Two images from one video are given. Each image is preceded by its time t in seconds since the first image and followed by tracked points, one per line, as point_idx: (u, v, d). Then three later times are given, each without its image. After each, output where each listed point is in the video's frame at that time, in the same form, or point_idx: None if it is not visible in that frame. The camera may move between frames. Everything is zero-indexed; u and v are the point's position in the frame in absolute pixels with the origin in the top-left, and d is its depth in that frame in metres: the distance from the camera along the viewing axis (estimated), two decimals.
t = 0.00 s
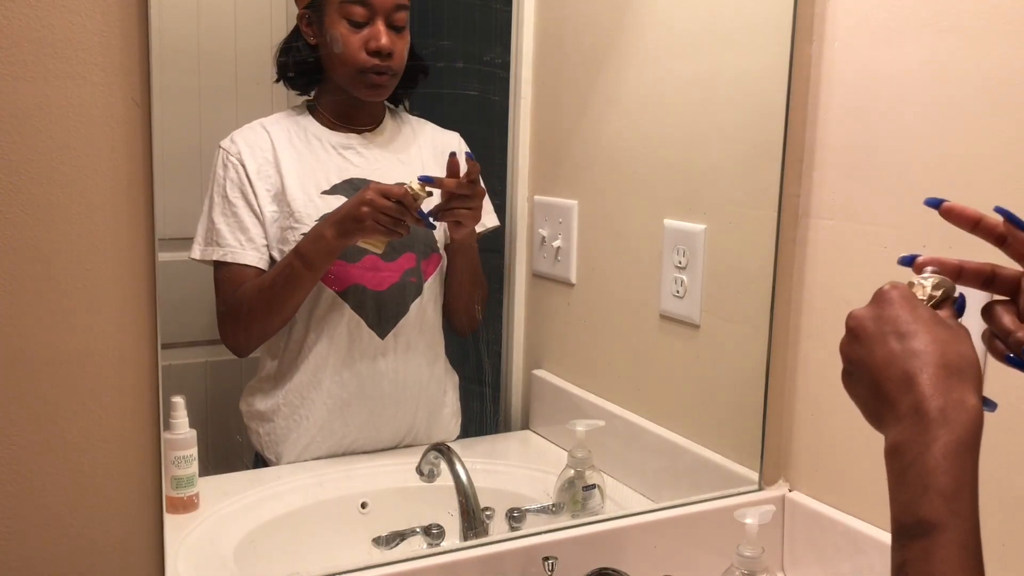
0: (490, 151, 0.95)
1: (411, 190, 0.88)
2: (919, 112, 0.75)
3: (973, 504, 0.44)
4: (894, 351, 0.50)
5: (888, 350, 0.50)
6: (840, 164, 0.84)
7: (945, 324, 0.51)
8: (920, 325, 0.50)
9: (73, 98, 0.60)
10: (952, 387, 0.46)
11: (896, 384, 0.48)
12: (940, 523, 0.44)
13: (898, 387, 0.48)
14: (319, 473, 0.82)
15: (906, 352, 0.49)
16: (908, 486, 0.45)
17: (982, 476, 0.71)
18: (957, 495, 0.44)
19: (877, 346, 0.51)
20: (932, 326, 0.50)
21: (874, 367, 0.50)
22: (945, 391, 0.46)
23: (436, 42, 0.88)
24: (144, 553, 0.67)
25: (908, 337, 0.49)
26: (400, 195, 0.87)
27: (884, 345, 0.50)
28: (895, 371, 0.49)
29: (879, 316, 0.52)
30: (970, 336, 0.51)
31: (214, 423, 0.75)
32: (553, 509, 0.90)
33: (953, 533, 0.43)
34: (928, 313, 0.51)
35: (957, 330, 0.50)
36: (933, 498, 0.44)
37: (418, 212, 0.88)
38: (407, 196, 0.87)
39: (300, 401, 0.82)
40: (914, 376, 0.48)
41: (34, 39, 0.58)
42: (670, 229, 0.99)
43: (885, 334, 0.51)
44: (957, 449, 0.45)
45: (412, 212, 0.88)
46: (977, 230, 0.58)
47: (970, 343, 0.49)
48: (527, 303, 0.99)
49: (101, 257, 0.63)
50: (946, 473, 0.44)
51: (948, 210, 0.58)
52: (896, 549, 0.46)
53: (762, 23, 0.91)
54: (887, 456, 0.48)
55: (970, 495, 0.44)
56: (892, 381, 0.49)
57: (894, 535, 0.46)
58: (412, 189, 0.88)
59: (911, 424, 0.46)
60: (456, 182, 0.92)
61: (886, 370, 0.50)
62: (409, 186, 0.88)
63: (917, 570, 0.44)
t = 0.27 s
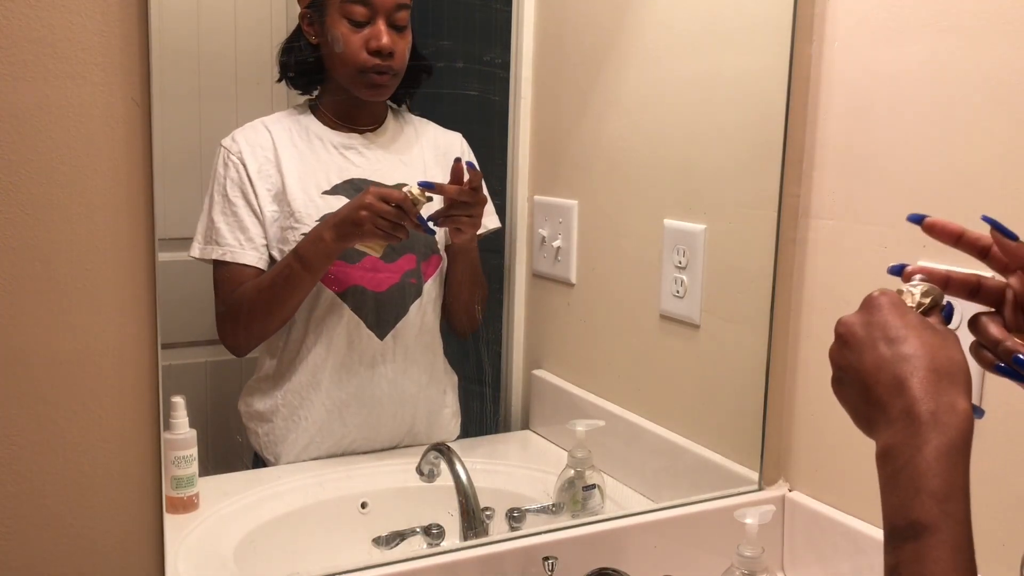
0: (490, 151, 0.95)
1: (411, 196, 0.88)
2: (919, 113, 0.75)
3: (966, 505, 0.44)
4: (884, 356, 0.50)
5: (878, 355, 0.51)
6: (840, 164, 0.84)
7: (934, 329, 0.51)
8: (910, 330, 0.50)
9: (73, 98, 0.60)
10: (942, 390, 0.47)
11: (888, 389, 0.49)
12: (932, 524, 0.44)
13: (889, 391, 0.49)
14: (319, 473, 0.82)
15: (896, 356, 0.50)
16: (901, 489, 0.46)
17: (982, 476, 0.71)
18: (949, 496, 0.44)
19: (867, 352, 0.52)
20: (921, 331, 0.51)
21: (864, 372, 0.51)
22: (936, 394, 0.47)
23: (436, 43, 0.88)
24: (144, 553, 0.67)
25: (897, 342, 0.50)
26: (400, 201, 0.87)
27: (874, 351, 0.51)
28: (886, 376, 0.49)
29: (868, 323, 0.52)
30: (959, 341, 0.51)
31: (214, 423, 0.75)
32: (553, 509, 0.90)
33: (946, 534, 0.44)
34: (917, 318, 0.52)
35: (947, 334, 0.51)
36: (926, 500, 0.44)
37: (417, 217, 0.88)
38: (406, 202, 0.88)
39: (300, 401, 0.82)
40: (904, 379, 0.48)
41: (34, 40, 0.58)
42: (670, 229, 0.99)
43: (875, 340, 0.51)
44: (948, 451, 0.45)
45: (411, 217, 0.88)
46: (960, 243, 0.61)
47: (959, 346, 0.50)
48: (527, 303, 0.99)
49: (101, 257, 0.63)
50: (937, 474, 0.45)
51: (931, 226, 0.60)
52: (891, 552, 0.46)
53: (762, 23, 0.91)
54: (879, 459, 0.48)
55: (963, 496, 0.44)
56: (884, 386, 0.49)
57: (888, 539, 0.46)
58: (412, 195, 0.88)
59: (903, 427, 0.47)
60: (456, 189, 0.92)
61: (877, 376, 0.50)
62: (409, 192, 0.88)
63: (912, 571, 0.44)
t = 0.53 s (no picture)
0: (490, 151, 0.95)
1: (415, 215, 0.88)
2: (920, 112, 0.75)
3: (959, 513, 0.44)
4: (869, 373, 0.51)
5: (863, 373, 0.51)
6: (840, 164, 0.84)
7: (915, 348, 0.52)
8: (892, 349, 0.51)
9: (73, 98, 0.60)
10: (930, 400, 0.47)
11: (877, 404, 0.49)
12: (927, 533, 0.43)
13: (876, 407, 0.49)
14: (319, 473, 0.83)
15: (882, 372, 0.50)
16: (892, 500, 0.45)
17: (982, 476, 0.71)
18: (942, 505, 0.44)
19: (852, 371, 0.52)
20: (903, 349, 0.51)
21: (850, 391, 0.51)
22: (923, 405, 0.47)
23: (436, 44, 0.88)
24: (143, 553, 0.67)
25: (881, 359, 0.51)
26: (400, 218, 0.86)
27: (859, 369, 0.51)
28: (872, 393, 0.50)
29: (852, 345, 0.53)
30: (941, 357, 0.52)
31: (215, 423, 0.75)
32: (553, 509, 0.89)
33: (941, 543, 0.43)
34: (897, 339, 0.52)
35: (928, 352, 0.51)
36: (918, 508, 0.44)
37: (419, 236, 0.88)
38: (409, 222, 0.87)
39: (300, 402, 0.82)
40: (892, 394, 0.48)
41: (33, 39, 0.58)
42: (670, 229, 0.99)
43: (859, 360, 0.52)
44: (940, 460, 0.44)
45: (411, 235, 0.88)
46: (946, 261, 0.59)
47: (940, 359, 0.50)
48: (527, 303, 0.99)
49: (101, 257, 0.63)
50: (929, 482, 0.44)
51: (916, 245, 0.59)
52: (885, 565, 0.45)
53: (761, 23, 0.91)
54: (870, 474, 0.48)
55: (957, 504, 0.44)
56: (873, 402, 0.49)
57: (882, 555, 0.46)
58: (416, 215, 0.88)
59: (892, 440, 0.47)
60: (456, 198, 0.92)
61: (865, 394, 0.50)
62: (412, 211, 0.87)
63: None
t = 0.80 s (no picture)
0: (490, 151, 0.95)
1: (421, 270, 0.89)
2: (919, 112, 0.75)
3: None
4: (868, 476, 0.52)
5: (862, 477, 0.53)
6: (840, 164, 0.84)
7: (907, 444, 0.54)
8: (886, 450, 0.53)
9: (73, 98, 0.60)
10: (923, 493, 0.49)
11: (879, 505, 0.50)
12: None
13: (879, 506, 0.50)
14: (320, 473, 0.83)
15: (878, 473, 0.52)
16: None
17: (982, 476, 0.71)
18: None
19: (851, 478, 0.53)
20: (897, 450, 0.53)
21: (853, 497, 0.53)
22: (920, 496, 0.49)
23: (437, 44, 0.89)
24: (143, 553, 0.67)
25: (876, 461, 0.52)
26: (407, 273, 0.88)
27: (858, 475, 0.53)
28: (874, 493, 0.51)
29: (846, 451, 0.55)
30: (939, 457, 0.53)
31: (215, 423, 0.75)
32: (553, 509, 0.89)
33: None
34: (888, 439, 0.54)
35: (920, 448, 0.53)
36: None
37: (423, 289, 0.89)
38: (415, 275, 0.89)
39: (301, 403, 0.82)
40: (889, 492, 0.50)
41: (34, 40, 0.58)
42: (670, 229, 0.99)
43: (856, 465, 0.53)
44: (941, 541, 0.46)
45: (415, 287, 0.89)
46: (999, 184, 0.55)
47: (935, 457, 0.52)
48: (527, 303, 0.99)
49: (101, 257, 0.63)
50: (936, 565, 0.45)
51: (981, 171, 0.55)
52: None
53: (761, 23, 0.91)
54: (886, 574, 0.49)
55: None
56: (874, 504, 0.51)
57: None
58: (423, 269, 0.89)
59: (897, 534, 0.48)
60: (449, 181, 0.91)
61: (866, 497, 0.52)
62: (420, 266, 0.89)
63: None
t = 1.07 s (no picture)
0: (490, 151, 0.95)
1: (433, 294, 0.90)
2: (919, 112, 0.75)
3: None
4: (906, 529, 0.55)
5: (900, 529, 0.56)
6: (839, 164, 0.84)
7: (948, 499, 0.57)
8: (924, 504, 0.56)
9: (73, 99, 0.60)
10: (960, 541, 0.52)
11: (917, 555, 0.53)
12: None
13: (918, 558, 0.53)
14: (319, 472, 0.83)
15: (919, 525, 0.55)
16: None
17: (982, 476, 0.71)
18: None
19: (890, 531, 0.56)
20: (934, 504, 0.56)
21: (893, 548, 0.56)
22: (955, 547, 0.52)
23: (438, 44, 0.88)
24: (143, 553, 0.67)
25: (914, 515, 0.55)
26: (418, 298, 0.89)
27: (896, 528, 0.56)
28: (913, 546, 0.54)
29: (887, 504, 0.58)
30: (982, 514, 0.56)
31: (215, 423, 0.75)
32: (553, 510, 0.89)
33: None
34: (927, 494, 0.57)
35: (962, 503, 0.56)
36: None
37: (432, 311, 0.90)
38: (426, 299, 0.90)
39: (301, 402, 0.82)
40: (928, 542, 0.53)
41: (34, 40, 0.58)
42: (670, 229, 0.99)
43: (895, 519, 0.56)
44: None
45: (424, 309, 0.90)
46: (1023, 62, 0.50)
47: (978, 512, 0.55)
48: (527, 304, 0.99)
49: (101, 257, 0.63)
50: None
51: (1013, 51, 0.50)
52: None
53: (761, 23, 0.91)
54: None
55: None
56: (913, 556, 0.54)
57: None
58: (434, 292, 0.90)
59: None
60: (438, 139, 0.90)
61: (905, 549, 0.55)
62: (431, 289, 0.90)
63: None
